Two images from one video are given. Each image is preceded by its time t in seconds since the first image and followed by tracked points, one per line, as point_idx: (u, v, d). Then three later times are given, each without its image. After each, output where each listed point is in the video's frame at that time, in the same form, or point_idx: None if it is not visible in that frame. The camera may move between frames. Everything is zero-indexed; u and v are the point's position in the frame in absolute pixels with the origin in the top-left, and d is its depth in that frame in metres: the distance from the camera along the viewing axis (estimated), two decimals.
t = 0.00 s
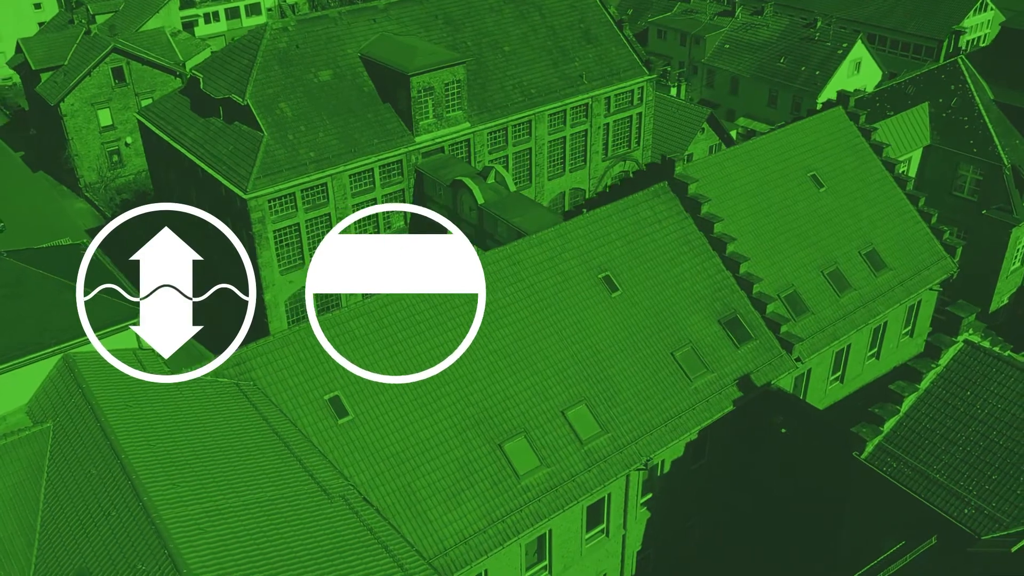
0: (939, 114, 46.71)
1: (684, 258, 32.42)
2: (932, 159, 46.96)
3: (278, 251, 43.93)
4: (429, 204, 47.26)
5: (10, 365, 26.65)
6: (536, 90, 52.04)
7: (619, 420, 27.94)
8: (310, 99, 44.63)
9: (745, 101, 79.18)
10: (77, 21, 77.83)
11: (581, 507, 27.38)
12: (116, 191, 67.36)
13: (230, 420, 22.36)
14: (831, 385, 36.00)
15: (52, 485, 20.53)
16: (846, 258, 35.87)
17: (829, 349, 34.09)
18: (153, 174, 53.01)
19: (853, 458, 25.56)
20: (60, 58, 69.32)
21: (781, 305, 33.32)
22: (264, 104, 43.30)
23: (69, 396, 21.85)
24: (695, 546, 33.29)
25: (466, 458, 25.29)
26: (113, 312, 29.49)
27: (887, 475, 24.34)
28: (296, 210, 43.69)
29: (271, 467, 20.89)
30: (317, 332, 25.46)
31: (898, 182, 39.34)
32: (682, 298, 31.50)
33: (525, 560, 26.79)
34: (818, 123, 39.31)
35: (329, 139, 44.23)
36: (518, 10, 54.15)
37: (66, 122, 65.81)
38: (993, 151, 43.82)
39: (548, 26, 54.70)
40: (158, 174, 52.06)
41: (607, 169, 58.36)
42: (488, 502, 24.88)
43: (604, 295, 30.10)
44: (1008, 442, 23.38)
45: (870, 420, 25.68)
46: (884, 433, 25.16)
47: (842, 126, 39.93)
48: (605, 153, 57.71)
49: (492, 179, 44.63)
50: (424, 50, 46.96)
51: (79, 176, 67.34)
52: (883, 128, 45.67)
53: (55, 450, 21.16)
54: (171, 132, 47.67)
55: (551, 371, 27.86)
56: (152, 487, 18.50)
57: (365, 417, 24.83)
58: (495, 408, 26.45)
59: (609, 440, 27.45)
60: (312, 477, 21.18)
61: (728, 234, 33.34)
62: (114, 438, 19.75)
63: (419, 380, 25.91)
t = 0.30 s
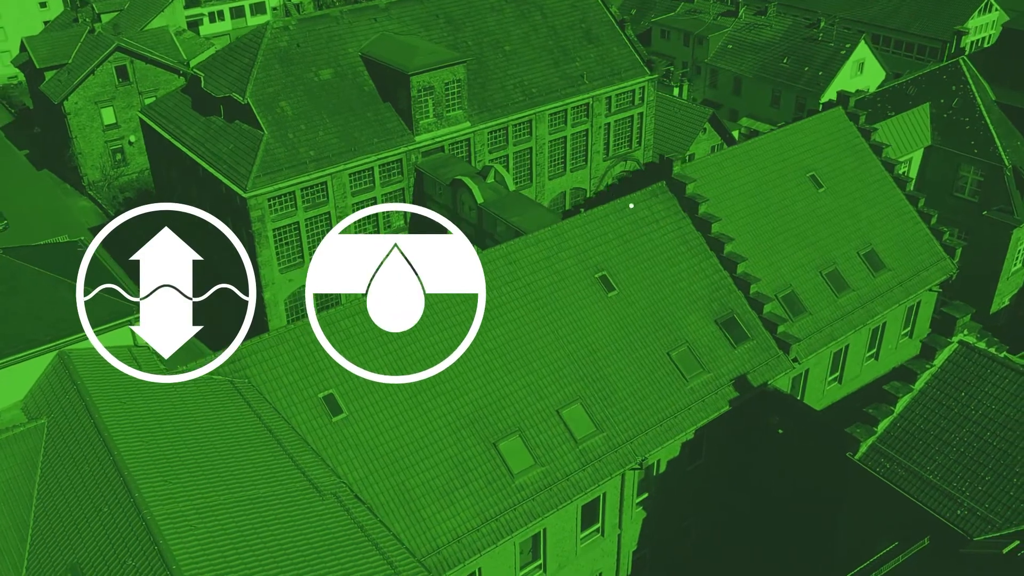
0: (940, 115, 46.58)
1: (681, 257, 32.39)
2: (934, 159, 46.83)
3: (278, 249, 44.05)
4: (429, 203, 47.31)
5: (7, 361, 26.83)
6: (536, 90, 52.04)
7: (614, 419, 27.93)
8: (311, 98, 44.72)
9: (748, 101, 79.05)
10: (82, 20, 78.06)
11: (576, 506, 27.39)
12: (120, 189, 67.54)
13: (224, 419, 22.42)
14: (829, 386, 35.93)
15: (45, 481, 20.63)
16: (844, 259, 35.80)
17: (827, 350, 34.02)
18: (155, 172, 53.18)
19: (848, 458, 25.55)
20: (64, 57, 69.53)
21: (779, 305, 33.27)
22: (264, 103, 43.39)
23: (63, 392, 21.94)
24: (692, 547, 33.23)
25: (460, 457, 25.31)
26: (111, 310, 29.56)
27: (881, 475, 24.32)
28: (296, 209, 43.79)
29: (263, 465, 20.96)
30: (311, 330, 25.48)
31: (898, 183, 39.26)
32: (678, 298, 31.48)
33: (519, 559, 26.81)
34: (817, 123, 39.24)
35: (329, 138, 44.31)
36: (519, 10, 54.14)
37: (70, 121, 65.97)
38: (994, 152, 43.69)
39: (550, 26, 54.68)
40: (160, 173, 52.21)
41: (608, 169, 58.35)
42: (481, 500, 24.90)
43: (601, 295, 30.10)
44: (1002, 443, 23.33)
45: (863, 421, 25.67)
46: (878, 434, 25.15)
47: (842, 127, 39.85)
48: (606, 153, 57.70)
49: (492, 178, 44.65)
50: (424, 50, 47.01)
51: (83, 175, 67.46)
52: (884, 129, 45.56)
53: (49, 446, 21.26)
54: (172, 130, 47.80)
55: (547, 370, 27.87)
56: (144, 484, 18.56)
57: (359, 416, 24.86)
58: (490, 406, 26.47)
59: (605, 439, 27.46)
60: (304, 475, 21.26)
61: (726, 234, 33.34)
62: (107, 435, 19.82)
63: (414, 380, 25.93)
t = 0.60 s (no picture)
0: (941, 115, 46.43)
1: (678, 257, 32.39)
2: (935, 160, 46.69)
3: (278, 247, 44.21)
4: (429, 201, 47.39)
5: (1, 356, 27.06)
6: (537, 89, 52.05)
7: (608, 418, 27.94)
8: (311, 96, 44.83)
9: (752, 101, 78.89)
10: (88, 18, 78.38)
11: (570, 505, 27.39)
12: (124, 187, 67.78)
13: (216, 416, 22.51)
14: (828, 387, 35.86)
15: (38, 477, 20.78)
16: (842, 259, 35.74)
17: (825, 350, 33.97)
18: (157, 170, 53.39)
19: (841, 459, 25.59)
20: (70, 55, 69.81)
21: (776, 305, 33.25)
22: (264, 101, 43.50)
23: (57, 388, 22.08)
24: (688, 546, 33.24)
25: (454, 455, 25.35)
26: (108, 308, 29.67)
27: (873, 476, 24.34)
28: (296, 207, 43.93)
29: (254, 461, 21.04)
30: (306, 328, 25.55)
31: (897, 184, 39.19)
32: (675, 297, 31.49)
33: (513, 557, 26.84)
34: (816, 123, 39.18)
35: (330, 136, 44.43)
36: (522, 9, 54.09)
37: (74, 118, 66.22)
38: (996, 153, 43.54)
39: (552, 25, 54.64)
40: (162, 170, 52.40)
41: (610, 168, 58.32)
42: (475, 498, 24.95)
43: (596, 294, 30.12)
44: (995, 444, 23.33)
45: (857, 422, 25.70)
46: (871, 434, 25.18)
47: (842, 127, 39.78)
48: (607, 153, 57.70)
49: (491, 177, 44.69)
50: (425, 48, 47.07)
51: (87, 173, 67.67)
52: (885, 129, 45.45)
53: (42, 441, 21.40)
54: (174, 128, 47.99)
55: (542, 369, 27.89)
56: (135, 479, 18.66)
57: (353, 413, 24.91)
58: (485, 404, 26.49)
59: (599, 438, 27.46)
60: (294, 470, 21.38)
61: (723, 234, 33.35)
62: (99, 431, 19.92)
63: (410, 378, 25.97)
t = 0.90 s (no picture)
0: (943, 116, 46.28)
1: (676, 257, 32.38)
2: (935, 160, 46.57)
3: (277, 245, 44.37)
4: (429, 200, 47.47)
5: None
6: (538, 88, 52.08)
7: (604, 418, 27.94)
8: (311, 96, 44.89)
9: (754, 101, 78.74)
10: (92, 17, 78.56)
11: (565, 503, 27.41)
12: (127, 185, 67.97)
13: (210, 414, 22.60)
14: (826, 387, 35.80)
15: (33, 473, 20.89)
16: (841, 259, 35.68)
17: (823, 350, 33.92)
18: (159, 168, 53.54)
19: (834, 458, 25.70)
20: (74, 53, 70.00)
21: (773, 305, 33.24)
22: (264, 100, 43.59)
23: (53, 384, 22.19)
24: (684, 546, 33.26)
25: (448, 454, 25.38)
26: (106, 305, 29.79)
27: (866, 476, 24.44)
28: (296, 205, 44.05)
29: (249, 459, 21.11)
30: (302, 326, 25.59)
31: (898, 184, 39.14)
32: (673, 296, 31.50)
33: (508, 556, 26.85)
34: (816, 123, 39.14)
35: (330, 135, 44.53)
36: (523, 8, 54.03)
37: (78, 116, 66.47)
38: (997, 154, 43.41)
39: (553, 25, 54.60)
40: (164, 168, 52.54)
41: (611, 168, 58.32)
42: (469, 496, 24.99)
43: (593, 293, 30.13)
44: (989, 446, 23.35)
45: (850, 422, 25.80)
46: (864, 434, 25.30)
47: (842, 127, 39.72)
48: (608, 152, 57.73)
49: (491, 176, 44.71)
50: (426, 47, 47.10)
51: (91, 170, 67.90)
52: (885, 130, 45.35)
53: (37, 438, 21.52)
54: (176, 126, 48.14)
55: (537, 367, 27.91)
56: (128, 476, 18.74)
57: (348, 411, 24.97)
58: (480, 403, 26.52)
59: (594, 437, 27.46)
60: (287, 467, 21.47)
61: (721, 234, 33.34)
62: (93, 427, 20.01)
63: (407, 376, 26.02)
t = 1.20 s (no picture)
0: (944, 116, 46.09)
1: (673, 256, 32.35)
2: (936, 161, 46.41)
3: (277, 243, 44.57)
4: (429, 198, 47.57)
5: None
6: (539, 87, 52.09)
7: (599, 417, 27.94)
8: (312, 94, 44.95)
9: (758, 101, 78.52)
10: (98, 15, 78.76)
11: (559, 502, 27.40)
12: (130, 182, 68.19)
13: (204, 410, 22.69)
14: (825, 388, 35.72)
15: (26, 468, 21.03)
16: (839, 260, 35.60)
17: (820, 351, 33.87)
18: (161, 166, 53.73)
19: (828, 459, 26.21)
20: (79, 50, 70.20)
21: (771, 305, 33.19)
22: (265, 98, 43.70)
23: (48, 379, 22.33)
24: (680, 546, 33.24)
25: (442, 452, 25.42)
26: (103, 301, 29.95)
27: (858, 476, 24.97)
28: (296, 203, 44.19)
29: (241, 455, 21.19)
30: (298, 323, 25.65)
31: (897, 185, 39.05)
32: (669, 296, 31.49)
33: (502, 554, 26.89)
34: (816, 123, 39.06)
35: (330, 133, 44.63)
36: (525, 7, 53.99)
37: (82, 114, 66.70)
38: (998, 155, 43.23)
39: (555, 24, 54.55)
40: (166, 166, 52.73)
41: (612, 167, 58.31)
42: (463, 494, 25.03)
43: (589, 292, 30.14)
44: (981, 448, 23.81)
45: (843, 423, 26.32)
46: (857, 434, 25.78)
47: (841, 126, 39.65)
48: (610, 151, 57.74)
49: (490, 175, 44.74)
50: (427, 46, 47.12)
51: (95, 168, 68.11)
52: (886, 130, 45.20)
53: (31, 432, 21.67)
54: (177, 124, 48.31)
55: (532, 366, 27.93)
56: (119, 470, 18.82)
57: (343, 408, 25.03)
58: (475, 401, 26.55)
59: (588, 436, 27.47)
60: (278, 464, 21.57)
61: (719, 233, 33.31)
62: (86, 422, 20.12)
63: (402, 374, 26.06)
